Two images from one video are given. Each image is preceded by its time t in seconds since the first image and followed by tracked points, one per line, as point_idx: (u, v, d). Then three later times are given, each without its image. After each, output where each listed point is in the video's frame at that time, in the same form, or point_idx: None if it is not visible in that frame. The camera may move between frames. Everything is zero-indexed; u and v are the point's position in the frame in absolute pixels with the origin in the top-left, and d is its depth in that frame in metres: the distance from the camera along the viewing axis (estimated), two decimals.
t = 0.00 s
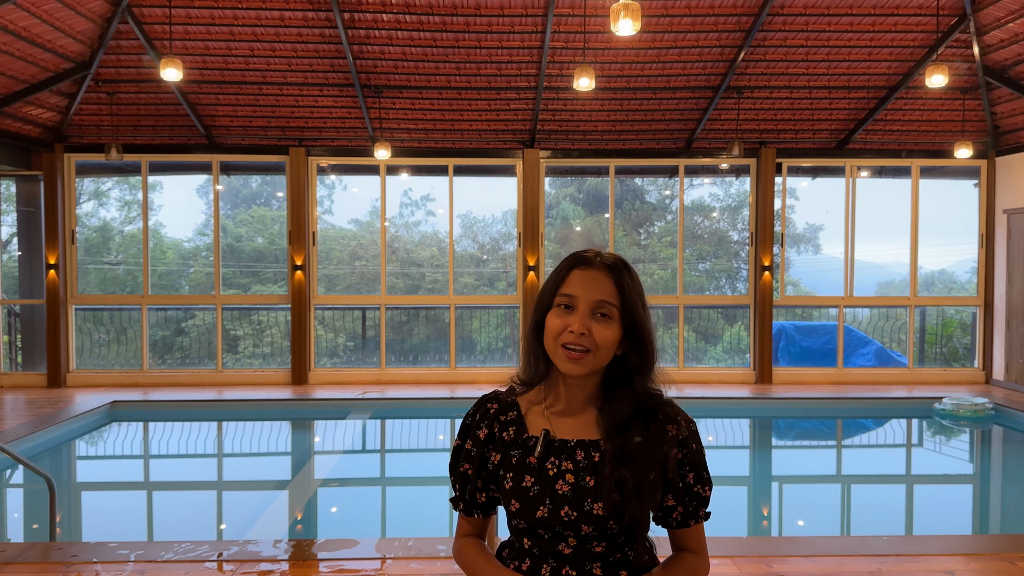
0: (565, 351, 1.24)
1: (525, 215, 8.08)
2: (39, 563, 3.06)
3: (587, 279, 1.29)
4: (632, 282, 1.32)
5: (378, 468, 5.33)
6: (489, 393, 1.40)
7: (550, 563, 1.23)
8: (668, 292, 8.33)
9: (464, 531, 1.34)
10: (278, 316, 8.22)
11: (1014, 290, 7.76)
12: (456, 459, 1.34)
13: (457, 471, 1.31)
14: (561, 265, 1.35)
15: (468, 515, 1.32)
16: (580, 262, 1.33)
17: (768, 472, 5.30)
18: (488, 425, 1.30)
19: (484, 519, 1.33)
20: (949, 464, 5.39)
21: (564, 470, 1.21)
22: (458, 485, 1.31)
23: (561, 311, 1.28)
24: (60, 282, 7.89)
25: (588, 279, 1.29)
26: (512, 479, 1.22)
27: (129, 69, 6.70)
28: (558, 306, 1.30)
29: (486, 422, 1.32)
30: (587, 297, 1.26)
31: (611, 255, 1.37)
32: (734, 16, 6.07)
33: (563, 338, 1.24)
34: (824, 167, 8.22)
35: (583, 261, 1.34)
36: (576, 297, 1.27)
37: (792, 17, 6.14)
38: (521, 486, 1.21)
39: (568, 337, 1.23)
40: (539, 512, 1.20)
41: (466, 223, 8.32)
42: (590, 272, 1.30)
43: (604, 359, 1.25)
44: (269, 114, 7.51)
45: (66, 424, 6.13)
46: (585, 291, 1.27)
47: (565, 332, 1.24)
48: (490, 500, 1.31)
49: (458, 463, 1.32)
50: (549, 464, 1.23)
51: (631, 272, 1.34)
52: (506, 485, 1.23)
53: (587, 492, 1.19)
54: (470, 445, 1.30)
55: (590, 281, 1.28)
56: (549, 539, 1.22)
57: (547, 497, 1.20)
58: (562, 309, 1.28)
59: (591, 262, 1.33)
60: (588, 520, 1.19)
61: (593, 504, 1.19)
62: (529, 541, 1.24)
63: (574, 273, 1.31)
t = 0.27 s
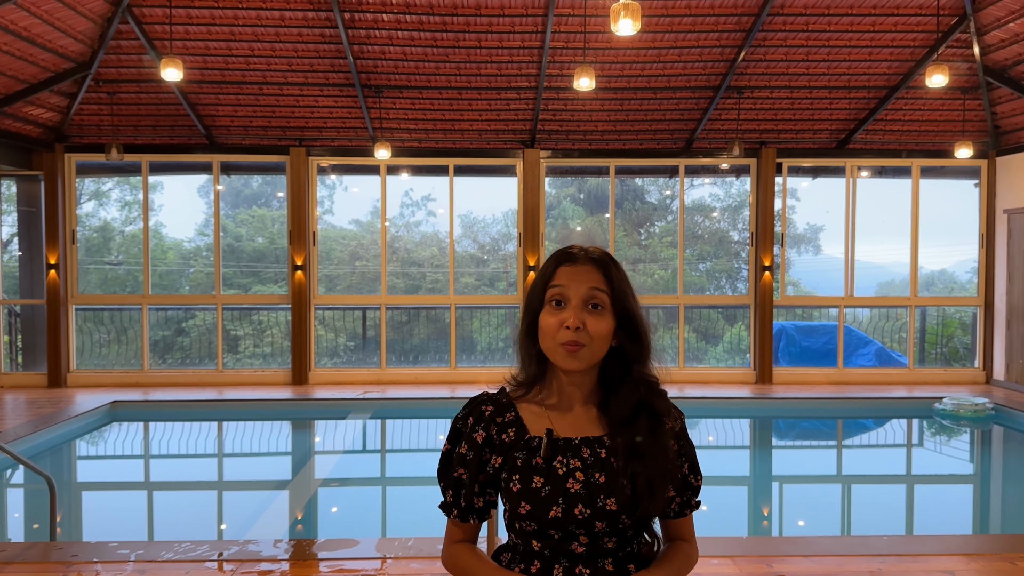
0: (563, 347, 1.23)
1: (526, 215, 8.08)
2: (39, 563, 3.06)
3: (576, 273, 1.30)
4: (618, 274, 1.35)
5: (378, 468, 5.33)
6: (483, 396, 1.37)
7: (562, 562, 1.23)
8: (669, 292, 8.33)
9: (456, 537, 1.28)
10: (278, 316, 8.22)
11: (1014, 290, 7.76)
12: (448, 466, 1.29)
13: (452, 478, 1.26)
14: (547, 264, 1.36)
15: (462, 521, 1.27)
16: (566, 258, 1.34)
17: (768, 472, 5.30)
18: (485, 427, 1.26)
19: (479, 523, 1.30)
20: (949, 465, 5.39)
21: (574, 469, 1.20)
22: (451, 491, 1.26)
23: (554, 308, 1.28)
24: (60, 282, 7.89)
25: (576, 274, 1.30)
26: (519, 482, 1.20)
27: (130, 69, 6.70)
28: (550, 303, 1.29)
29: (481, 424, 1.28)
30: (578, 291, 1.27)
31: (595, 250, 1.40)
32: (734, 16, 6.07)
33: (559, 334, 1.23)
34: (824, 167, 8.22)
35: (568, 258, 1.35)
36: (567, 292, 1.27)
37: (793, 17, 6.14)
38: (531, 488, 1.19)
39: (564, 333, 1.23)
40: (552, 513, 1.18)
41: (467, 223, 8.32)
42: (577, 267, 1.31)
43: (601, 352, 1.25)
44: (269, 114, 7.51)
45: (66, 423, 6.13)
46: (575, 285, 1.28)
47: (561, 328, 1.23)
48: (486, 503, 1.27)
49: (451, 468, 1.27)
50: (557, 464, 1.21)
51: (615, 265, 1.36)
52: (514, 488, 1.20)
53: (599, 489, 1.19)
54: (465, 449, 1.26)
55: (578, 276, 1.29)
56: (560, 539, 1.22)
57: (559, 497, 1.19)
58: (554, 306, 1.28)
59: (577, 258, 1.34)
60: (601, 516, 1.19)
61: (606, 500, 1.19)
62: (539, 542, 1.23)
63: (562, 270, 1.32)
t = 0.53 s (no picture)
0: (561, 357, 1.22)
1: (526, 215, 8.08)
2: (39, 562, 3.06)
3: (554, 280, 1.27)
4: (585, 269, 1.35)
5: (378, 469, 5.32)
6: (470, 411, 1.33)
7: (577, 564, 1.21)
8: (669, 292, 8.33)
9: (455, 557, 1.24)
10: (278, 316, 8.22)
11: (1015, 290, 7.76)
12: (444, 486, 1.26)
13: (449, 496, 1.24)
14: (516, 272, 1.30)
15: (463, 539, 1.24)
16: (535, 265, 1.30)
17: (768, 472, 5.30)
18: (482, 439, 1.25)
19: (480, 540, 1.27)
20: (949, 465, 5.39)
21: (579, 467, 1.21)
22: (449, 510, 1.24)
23: (541, 320, 1.26)
24: (61, 282, 7.90)
25: (554, 279, 1.27)
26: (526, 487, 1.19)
27: (130, 69, 6.70)
28: (534, 315, 1.26)
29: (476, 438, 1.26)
30: (561, 298, 1.25)
31: (557, 249, 1.37)
32: (735, 16, 6.07)
33: (556, 346, 1.22)
34: (825, 167, 8.21)
35: (535, 263, 1.31)
36: (551, 302, 1.25)
37: (793, 17, 6.14)
38: (540, 491, 1.19)
39: (561, 343, 1.22)
40: (564, 513, 1.18)
41: (467, 224, 8.32)
42: (552, 272, 1.28)
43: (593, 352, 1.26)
44: (269, 114, 7.52)
45: (66, 424, 6.12)
46: (558, 293, 1.26)
47: (557, 339, 1.22)
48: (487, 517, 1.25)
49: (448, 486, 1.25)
50: (562, 464, 1.21)
51: (580, 261, 1.35)
52: (521, 493, 1.19)
53: (607, 484, 1.20)
54: (462, 465, 1.24)
55: (556, 281, 1.27)
56: (572, 541, 1.21)
57: (569, 496, 1.18)
58: (540, 317, 1.25)
59: (546, 263, 1.31)
60: (612, 511, 1.19)
61: (615, 494, 1.20)
62: (552, 546, 1.21)
63: (537, 279, 1.28)
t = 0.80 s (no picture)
0: (555, 359, 1.23)
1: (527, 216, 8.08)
2: (40, 562, 3.06)
3: (546, 282, 1.28)
4: (580, 270, 1.34)
5: (378, 469, 5.33)
6: (470, 410, 1.34)
7: (573, 564, 1.22)
8: (670, 292, 8.33)
9: (454, 555, 1.26)
10: (279, 316, 8.22)
11: (1015, 290, 7.76)
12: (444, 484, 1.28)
13: (448, 495, 1.25)
14: (511, 274, 1.32)
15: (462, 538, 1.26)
16: (530, 267, 1.31)
17: (769, 473, 5.30)
18: (481, 438, 1.26)
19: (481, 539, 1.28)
20: (950, 465, 5.39)
21: (576, 468, 1.21)
22: (449, 508, 1.25)
23: (535, 322, 1.26)
24: (62, 283, 7.90)
25: (546, 281, 1.28)
26: (523, 487, 1.20)
27: (131, 69, 6.70)
28: (528, 317, 1.27)
29: (475, 437, 1.28)
30: (554, 299, 1.26)
31: (554, 250, 1.37)
32: (735, 17, 6.07)
33: (549, 347, 1.23)
34: (825, 167, 8.21)
35: (529, 266, 1.32)
36: (544, 303, 1.25)
37: (793, 17, 6.14)
38: (536, 491, 1.19)
39: (554, 344, 1.22)
40: (561, 513, 1.18)
41: (467, 224, 8.32)
42: (545, 274, 1.29)
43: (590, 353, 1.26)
44: (269, 114, 7.52)
45: (67, 424, 6.12)
46: (551, 294, 1.26)
47: (550, 340, 1.23)
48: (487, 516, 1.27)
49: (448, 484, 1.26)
50: (559, 464, 1.22)
51: (575, 262, 1.36)
52: (518, 493, 1.20)
53: (604, 484, 1.20)
54: (461, 463, 1.25)
55: (549, 283, 1.27)
56: (569, 541, 1.20)
57: (565, 496, 1.19)
58: (534, 319, 1.26)
59: (539, 265, 1.31)
60: (608, 512, 1.19)
61: (611, 495, 1.19)
62: (548, 546, 1.21)
63: (529, 281, 1.29)
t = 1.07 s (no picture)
0: (554, 355, 1.23)
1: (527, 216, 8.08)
2: (40, 562, 3.07)
3: (549, 279, 1.29)
4: (588, 269, 1.35)
5: (379, 469, 5.33)
6: (476, 406, 1.36)
7: (566, 562, 1.23)
8: (670, 292, 8.33)
9: (449, 546, 1.27)
10: (279, 316, 8.23)
11: (1015, 290, 7.76)
12: (443, 476, 1.30)
13: (447, 487, 1.27)
14: (518, 271, 1.34)
15: (458, 530, 1.27)
16: (535, 265, 1.32)
17: (769, 473, 5.30)
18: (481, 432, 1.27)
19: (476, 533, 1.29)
20: (950, 465, 5.39)
21: (572, 467, 1.21)
22: (447, 500, 1.26)
23: (536, 318, 1.27)
24: (62, 283, 7.91)
25: (549, 279, 1.29)
26: (519, 483, 1.20)
27: (131, 69, 6.70)
28: (530, 313, 1.28)
29: (477, 431, 1.29)
30: (555, 296, 1.27)
31: (562, 250, 1.38)
32: (735, 16, 6.07)
33: (548, 343, 1.23)
34: (826, 167, 8.21)
35: (535, 263, 1.34)
36: (546, 300, 1.27)
37: (794, 17, 6.14)
38: (532, 488, 1.20)
39: (552, 340, 1.23)
40: (554, 511, 1.19)
41: (467, 224, 8.32)
42: (549, 272, 1.30)
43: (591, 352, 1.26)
44: (270, 114, 7.52)
45: (67, 424, 6.13)
46: (553, 291, 1.27)
47: (548, 336, 1.24)
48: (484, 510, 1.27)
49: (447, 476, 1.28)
50: (556, 463, 1.22)
51: (583, 262, 1.36)
52: (514, 490, 1.21)
53: (598, 485, 1.19)
54: (461, 457, 1.27)
55: (552, 280, 1.29)
56: (562, 539, 1.21)
57: (559, 494, 1.19)
58: (535, 315, 1.27)
59: (545, 263, 1.33)
60: (602, 513, 1.19)
61: (606, 496, 1.19)
62: (541, 543, 1.23)
63: (533, 278, 1.30)
